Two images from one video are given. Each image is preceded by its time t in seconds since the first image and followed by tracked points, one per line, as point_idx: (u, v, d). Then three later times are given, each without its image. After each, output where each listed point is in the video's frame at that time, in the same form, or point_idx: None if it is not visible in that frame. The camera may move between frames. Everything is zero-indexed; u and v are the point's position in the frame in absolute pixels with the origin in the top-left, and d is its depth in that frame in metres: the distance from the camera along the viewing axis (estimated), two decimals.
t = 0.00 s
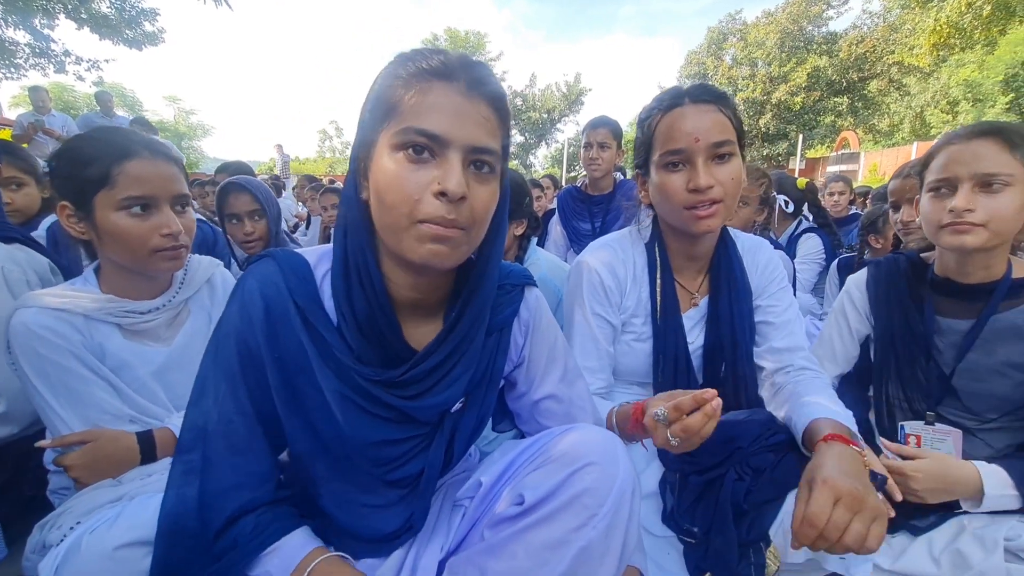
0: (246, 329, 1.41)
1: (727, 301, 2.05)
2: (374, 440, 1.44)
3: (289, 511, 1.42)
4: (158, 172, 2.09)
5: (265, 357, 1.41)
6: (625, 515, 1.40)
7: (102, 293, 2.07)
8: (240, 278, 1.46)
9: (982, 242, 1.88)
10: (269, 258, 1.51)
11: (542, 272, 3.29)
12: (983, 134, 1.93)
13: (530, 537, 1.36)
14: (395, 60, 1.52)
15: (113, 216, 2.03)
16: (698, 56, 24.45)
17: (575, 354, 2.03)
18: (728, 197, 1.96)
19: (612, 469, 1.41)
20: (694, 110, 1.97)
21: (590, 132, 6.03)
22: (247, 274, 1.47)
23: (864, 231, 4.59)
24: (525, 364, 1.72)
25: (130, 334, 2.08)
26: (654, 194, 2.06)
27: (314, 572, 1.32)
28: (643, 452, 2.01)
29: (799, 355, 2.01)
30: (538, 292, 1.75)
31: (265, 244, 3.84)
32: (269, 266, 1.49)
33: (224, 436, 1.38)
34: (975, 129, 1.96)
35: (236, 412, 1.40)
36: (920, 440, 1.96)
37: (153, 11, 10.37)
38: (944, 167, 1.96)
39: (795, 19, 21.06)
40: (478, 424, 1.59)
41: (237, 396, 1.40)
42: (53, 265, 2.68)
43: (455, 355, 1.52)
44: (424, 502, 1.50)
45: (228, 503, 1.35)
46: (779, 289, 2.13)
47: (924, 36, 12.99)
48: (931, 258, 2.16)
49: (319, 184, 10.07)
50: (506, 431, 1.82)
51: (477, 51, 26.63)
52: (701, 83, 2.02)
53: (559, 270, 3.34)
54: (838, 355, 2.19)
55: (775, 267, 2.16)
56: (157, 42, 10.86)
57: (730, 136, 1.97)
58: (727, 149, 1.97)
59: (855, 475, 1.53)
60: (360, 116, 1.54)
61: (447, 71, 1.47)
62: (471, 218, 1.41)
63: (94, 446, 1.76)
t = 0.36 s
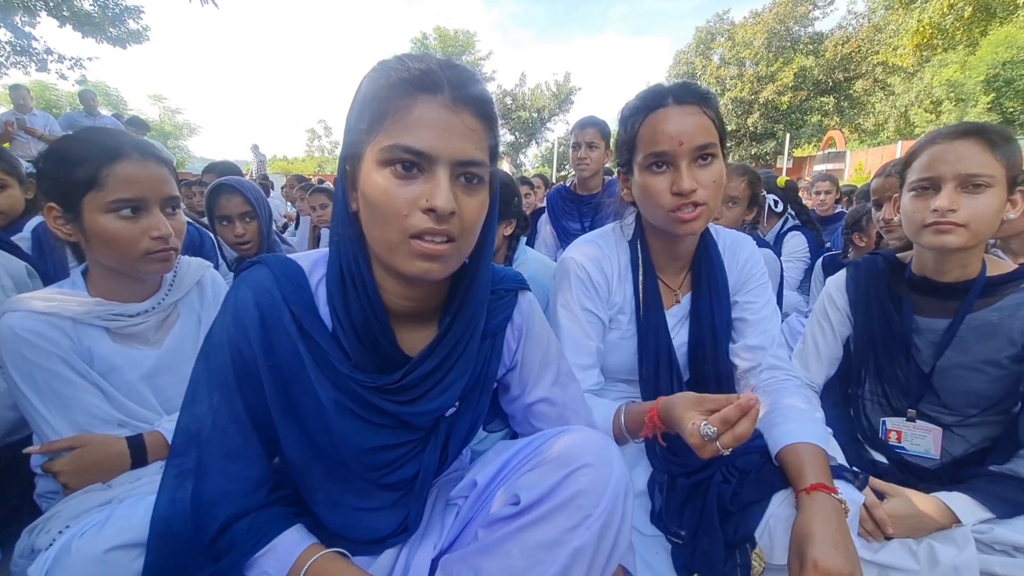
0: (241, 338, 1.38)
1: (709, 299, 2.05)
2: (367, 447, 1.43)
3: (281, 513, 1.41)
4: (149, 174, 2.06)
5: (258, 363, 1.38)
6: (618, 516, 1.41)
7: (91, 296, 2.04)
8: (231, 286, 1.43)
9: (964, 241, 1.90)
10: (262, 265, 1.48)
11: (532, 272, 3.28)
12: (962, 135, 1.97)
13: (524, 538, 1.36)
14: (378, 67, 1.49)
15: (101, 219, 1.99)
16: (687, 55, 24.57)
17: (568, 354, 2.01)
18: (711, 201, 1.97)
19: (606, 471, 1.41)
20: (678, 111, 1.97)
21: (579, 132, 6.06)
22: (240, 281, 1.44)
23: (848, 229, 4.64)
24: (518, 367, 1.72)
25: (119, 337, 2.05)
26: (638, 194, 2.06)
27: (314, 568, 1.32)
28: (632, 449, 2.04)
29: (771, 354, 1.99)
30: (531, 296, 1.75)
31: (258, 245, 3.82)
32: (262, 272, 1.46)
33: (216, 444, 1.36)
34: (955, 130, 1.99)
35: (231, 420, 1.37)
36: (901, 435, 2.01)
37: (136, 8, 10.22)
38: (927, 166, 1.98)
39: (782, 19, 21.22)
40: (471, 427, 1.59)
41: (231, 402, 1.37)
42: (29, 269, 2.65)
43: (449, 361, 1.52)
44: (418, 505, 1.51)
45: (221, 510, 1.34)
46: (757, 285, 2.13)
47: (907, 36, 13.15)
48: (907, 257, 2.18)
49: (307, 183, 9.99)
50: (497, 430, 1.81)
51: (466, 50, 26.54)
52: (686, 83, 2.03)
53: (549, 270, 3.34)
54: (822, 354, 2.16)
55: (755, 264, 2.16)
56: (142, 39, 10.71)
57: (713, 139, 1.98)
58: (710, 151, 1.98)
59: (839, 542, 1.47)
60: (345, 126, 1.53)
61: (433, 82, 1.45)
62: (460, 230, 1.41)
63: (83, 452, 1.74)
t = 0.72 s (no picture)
0: (230, 344, 1.36)
1: (698, 298, 2.04)
2: (364, 450, 1.41)
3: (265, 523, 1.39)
4: (140, 178, 2.03)
5: (248, 368, 1.36)
6: (610, 515, 1.41)
7: (80, 301, 2.01)
8: (220, 294, 1.41)
9: (952, 247, 1.90)
10: (251, 271, 1.46)
11: (523, 273, 3.27)
12: (949, 139, 1.98)
13: (517, 538, 1.35)
14: (367, 71, 1.48)
15: (89, 223, 1.96)
16: (677, 56, 24.68)
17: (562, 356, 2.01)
18: (698, 201, 1.97)
19: (598, 470, 1.40)
20: (664, 116, 1.96)
21: (571, 133, 6.07)
22: (229, 288, 1.42)
23: (836, 229, 4.66)
24: (510, 366, 1.71)
25: (108, 342, 2.03)
26: (626, 196, 2.06)
27: None
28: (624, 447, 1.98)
29: (760, 352, 1.98)
30: (522, 296, 1.74)
31: (247, 249, 3.79)
32: (252, 278, 1.44)
33: (207, 448, 1.35)
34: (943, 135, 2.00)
35: (217, 425, 1.36)
36: (886, 434, 2.02)
37: (124, 8, 10.11)
38: (915, 168, 1.99)
39: (771, 20, 21.34)
40: (465, 427, 1.58)
41: (220, 407, 1.36)
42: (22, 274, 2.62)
43: (441, 362, 1.50)
44: (411, 507, 1.48)
45: (209, 516, 1.32)
46: (746, 284, 2.11)
47: (893, 37, 13.27)
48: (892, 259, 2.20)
49: (299, 185, 9.90)
50: (490, 431, 1.81)
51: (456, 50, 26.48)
52: (669, 86, 2.01)
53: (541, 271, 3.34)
54: (811, 355, 2.16)
55: (744, 262, 2.14)
56: (129, 40, 10.60)
57: (699, 141, 1.97)
58: (696, 153, 1.97)
59: (822, 546, 1.46)
60: (333, 132, 1.51)
61: (423, 86, 1.43)
62: (454, 233, 1.40)
63: (72, 459, 1.72)
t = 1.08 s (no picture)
0: (219, 345, 1.34)
1: (693, 297, 2.03)
2: (357, 450, 1.40)
3: (259, 524, 1.37)
4: (129, 176, 2.01)
5: (238, 369, 1.34)
6: (607, 514, 1.40)
7: (68, 301, 1.98)
8: (208, 294, 1.39)
9: (932, 253, 1.90)
10: (240, 270, 1.44)
11: (518, 272, 3.25)
12: (946, 143, 1.97)
13: (514, 538, 1.34)
14: (353, 65, 1.46)
15: (78, 222, 1.93)
16: (672, 55, 24.72)
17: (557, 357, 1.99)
18: (693, 199, 1.96)
19: (596, 470, 1.39)
20: (660, 111, 1.95)
21: (566, 131, 6.06)
22: (219, 288, 1.40)
23: (829, 227, 4.67)
24: (504, 365, 1.69)
25: (99, 342, 2.00)
26: (621, 193, 2.05)
27: None
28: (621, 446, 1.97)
29: (755, 349, 1.96)
30: (515, 293, 1.73)
31: (239, 249, 3.76)
32: (241, 277, 1.41)
33: (198, 450, 1.32)
34: (943, 138, 1.99)
35: (208, 427, 1.33)
36: (882, 434, 1.99)
37: (115, 6, 10.03)
38: (911, 168, 1.98)
39: (765, 20, 21.37)
40: (459, 427, 1.56)
41: (210, 408, 1.33)
42: (13, 275, 2.58)
43: (434, 359, 1.48)
44: (406, 506, 1.47)
45: (199, 518, 1.30)
46: (741, 280, 2.10)
47: (886, 36, 13.33)
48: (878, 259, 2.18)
49: (293, 185, 9.85)
50: (485, 430, 1.78)
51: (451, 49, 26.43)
52: (666, 81, 2.00)
53: (536, 270, 3.33)
54: (799, 359, 2.17)
55: (739, 259, 2.13)
56: (120, 38, 10.52)
57: (695, 137, 1.96)
58: (692, 150, 1.96)
59: (820, 553, 1.44)
60: (321, 125, 1.48)
61: (412, 79, 1.41)
62: (445, 229, 1.39)
63: (62, 461, 1.70)
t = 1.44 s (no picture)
0: (216, 344, 1.32)
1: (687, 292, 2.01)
2: (354, 448, 1.38)
3: (268, 525, 1.36)
4: (121, 174, 1.98)
5: (235, 368, 1.32)
6: (607, 514, 1.39)
7: (61, 302, 1.96)
8: (203, 292, 1.38)
9: (914, 271, 1.88)
10: (234, 269, 1.42)
11: (515, 270, 3.23)
12: (939, 154, 1.93)
13: (514, 540, 1.33)
14: (348, 58, 1.44)
15: (69, 221, 1.91)
16: (667, 54, 24.75)
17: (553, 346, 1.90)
18: (679, 193, 1.94)
19: (596, 469, 1.38)
20: (666, 97, 1.94)
21: (562, 130, 6.05)
22: (213, 287, 1.38)
23: (823, 224, 4.67)
24: (502, 361, 1.68)
25: (93, 344, 1.97)
26: (615, 176, 2.03)
27: None
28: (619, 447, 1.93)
29: (746, 347, 1.94)
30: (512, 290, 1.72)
31: (233, 248, 3.73)
32: (235, 276, 1.40)
33: (194, 452, 1.31)
34: (937, 147, 1.94)
35: (206, 428, 1.32)
36: (876, 439, 1.98)
37: (107, 4, 9.96)
38: (902, 180, 1.93)
39: (759, 19, 21.41)
40: (457, 424, 1.55)
41: (206, 409, 1.32)
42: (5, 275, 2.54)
43: (431, 353, 1.47)
44: (405, 505, 1.45)
45: (202, 521, 1.28)
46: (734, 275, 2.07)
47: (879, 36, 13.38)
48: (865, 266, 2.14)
49: (288, 184, 9.79)
50: (482, 429, 1.79)
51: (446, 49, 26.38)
52: (682, 73, 1.99)
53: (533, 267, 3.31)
54: (790, 362, 2.15)
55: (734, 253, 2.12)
56: (113, 36, 10.44)
57: (696, 129, 1.95)
58: (689, 141, 1.94)
59: (813, 558, 1.44)
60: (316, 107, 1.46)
61: (409, 72, 1.40)
62: (441, 225, 1.38)
63: (55, 465, 1.68)
